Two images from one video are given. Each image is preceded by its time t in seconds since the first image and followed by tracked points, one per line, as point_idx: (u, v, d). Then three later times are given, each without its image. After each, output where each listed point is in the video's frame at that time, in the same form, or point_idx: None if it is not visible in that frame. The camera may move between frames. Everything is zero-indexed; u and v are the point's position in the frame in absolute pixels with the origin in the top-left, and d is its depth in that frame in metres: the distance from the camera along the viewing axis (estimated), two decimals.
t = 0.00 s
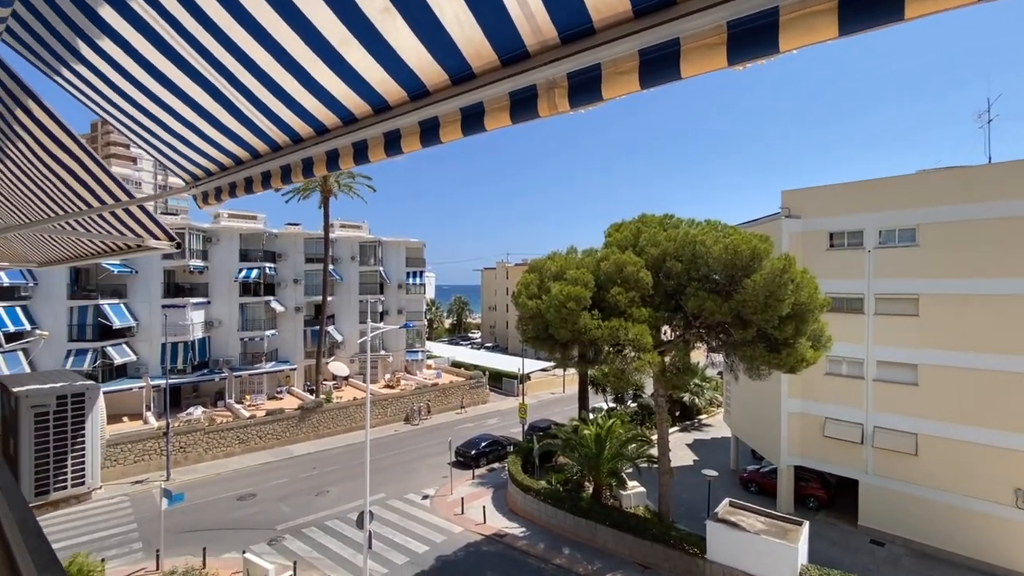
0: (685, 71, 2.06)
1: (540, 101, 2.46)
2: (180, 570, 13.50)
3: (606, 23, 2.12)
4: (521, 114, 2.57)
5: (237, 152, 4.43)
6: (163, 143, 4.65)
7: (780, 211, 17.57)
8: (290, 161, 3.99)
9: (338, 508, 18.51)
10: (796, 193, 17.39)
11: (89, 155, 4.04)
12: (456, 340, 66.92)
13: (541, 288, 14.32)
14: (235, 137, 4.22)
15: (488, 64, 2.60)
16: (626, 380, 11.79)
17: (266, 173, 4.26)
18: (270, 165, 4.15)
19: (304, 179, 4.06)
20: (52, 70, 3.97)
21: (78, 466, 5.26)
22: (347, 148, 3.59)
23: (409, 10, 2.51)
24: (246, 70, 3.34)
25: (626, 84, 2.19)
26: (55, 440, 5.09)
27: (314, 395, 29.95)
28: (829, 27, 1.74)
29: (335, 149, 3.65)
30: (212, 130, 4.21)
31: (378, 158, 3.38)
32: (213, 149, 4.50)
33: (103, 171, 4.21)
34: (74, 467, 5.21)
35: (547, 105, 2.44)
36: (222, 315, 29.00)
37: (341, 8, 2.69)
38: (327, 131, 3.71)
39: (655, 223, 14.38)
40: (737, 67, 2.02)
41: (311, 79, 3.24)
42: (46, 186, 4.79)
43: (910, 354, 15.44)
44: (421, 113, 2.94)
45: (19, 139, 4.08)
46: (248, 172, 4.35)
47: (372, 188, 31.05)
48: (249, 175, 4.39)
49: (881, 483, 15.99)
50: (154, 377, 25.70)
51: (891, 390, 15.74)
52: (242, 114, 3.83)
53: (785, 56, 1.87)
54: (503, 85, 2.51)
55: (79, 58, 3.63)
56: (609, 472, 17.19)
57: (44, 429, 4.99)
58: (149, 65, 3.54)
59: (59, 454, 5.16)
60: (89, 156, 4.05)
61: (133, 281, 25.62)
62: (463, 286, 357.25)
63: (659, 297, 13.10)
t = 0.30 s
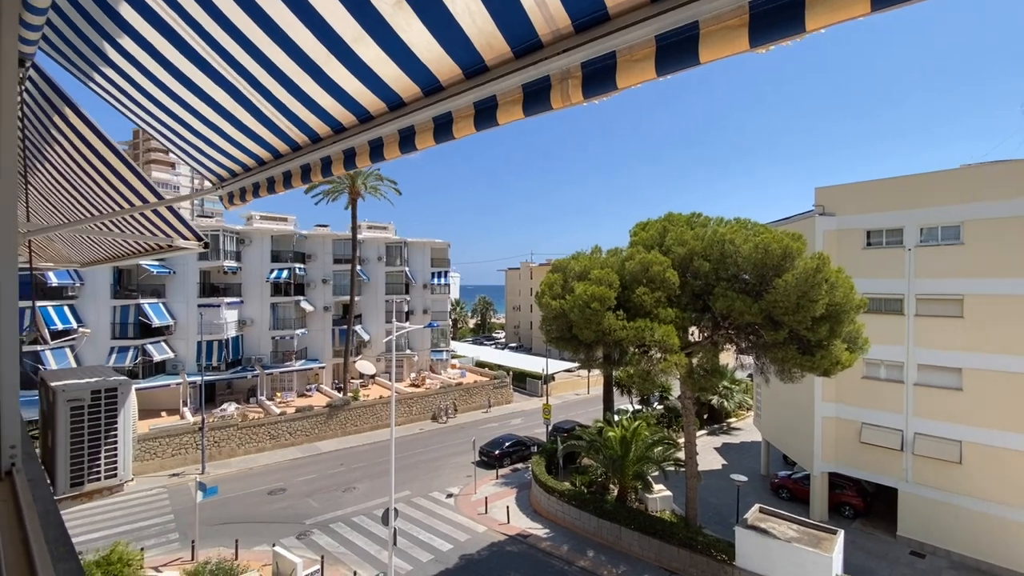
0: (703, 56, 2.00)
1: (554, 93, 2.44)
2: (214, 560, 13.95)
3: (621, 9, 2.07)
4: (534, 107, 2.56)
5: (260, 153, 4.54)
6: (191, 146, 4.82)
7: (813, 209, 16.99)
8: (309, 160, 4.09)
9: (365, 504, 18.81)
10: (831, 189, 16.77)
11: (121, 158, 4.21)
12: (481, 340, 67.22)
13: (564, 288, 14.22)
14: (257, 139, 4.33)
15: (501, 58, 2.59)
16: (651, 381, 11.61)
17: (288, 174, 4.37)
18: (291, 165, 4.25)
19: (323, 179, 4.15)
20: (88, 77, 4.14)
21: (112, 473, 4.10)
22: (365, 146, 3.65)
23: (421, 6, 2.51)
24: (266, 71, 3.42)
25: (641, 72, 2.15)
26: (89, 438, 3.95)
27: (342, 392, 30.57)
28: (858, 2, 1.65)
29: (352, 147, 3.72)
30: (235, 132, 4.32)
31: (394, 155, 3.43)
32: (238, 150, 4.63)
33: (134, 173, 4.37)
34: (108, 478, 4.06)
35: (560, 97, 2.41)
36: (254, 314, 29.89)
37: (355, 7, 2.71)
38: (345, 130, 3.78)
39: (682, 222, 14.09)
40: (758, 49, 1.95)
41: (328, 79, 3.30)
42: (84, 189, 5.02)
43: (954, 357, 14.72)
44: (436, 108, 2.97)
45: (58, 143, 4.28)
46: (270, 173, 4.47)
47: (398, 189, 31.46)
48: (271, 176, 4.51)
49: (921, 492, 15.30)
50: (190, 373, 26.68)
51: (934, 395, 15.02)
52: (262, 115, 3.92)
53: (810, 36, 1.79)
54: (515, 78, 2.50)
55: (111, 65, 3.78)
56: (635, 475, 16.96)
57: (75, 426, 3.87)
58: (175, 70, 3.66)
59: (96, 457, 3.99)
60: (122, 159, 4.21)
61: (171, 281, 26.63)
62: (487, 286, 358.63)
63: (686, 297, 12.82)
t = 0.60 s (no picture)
0: (713, 40, 1.95)
1: (560, 83, 2.40)
2: (237, 554, 14.27)
3: None
4: (540, 99, 2.54)
5: (273, 152, 4.61)
6: (208, 147, 4.92)
7: (839, 207, 16.54)
8: (320, 158, 4.13)
9: (383, 501, 19.00)
10: (858, 186, 16.28)
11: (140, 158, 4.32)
12: (499, 340, 67.32)
13: (582, 288, 14.11)
14: (270, 138, 4.39)
15: (506, 49, 2.56)
16: (671, 383, 11.46)
17: (300, 172, 4.43)
18: (303, 163, 4.31)
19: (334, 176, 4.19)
20: (110, 78, 4.26)
21: (133, 466, 4.13)
22: (373, 143, 3.67)
23: None
24: (276, 70, 3.46)
25: (649, 59, 2.10)
26: (111, 432, 4.04)
27: (361, 391, 30.96)
28: None
29: (361, 144, 3.75)
30: (249, 132, 4.39)
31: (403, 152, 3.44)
32: (252, 150, 4.70)
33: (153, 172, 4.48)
34: (129, 472, 4.10)
35: (566, 88, 2.38)
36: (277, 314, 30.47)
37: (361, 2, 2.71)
38: (354, 127, 3.81)
39: (703, 221, 13.86)
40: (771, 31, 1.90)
41: (337, 77, 3.32)
42: (109, 189, 5.18)
43: (989, 360, 14.16)
44: (442, 103, 2.96)
45: (82, 143, 4.41)
46: (284, 172, 4.53)
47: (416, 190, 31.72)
48: (285, 174, 4.58)
49: (952, 499, 14.79)
50: (215, 371, 27.35)
51: (967, 399, 14.48)
52: (274, 114, 3.97)
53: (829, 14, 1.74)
54: (521, 69, 2.48)
55: (130, 67, 3.88)
56: (654, 478, 16.76)
57: (98, 419, 3.98)
58: (189, 71, 3.73)
59: (117, 451, 4.06)
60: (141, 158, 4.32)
61: (197, 281, 27.31)
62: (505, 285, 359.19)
63: (707, 297, 12.59)
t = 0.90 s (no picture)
0: (722, 27, 1.90)
1: (565, 75, 2.36)
2: (255, 549, 14.50)
3: None
4: (545, 92, 2.51)
5: (283, 150, 4.66)
6: (222, 146, 5.00)
7: (861, 205, 16.17)
8: (330, 157, 4.17)
9: (398, 499, 19.12)
10: (881, 184, 15.89)
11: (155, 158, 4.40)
12: (513, 340, 67.32)
13: (596, 288, 14.00)
14: (281, 137, 4.45)
15: (512, 42, 2.55)
16: (687, 384, 11.32)
17: (310, 170, 4.48)
18: (313, 162, 4.36)
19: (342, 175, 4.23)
20: (127, 79, 4.37)
21: (150, 462, 4.20)
22: (381, 139, 3.69)
23: None
24: (285, 68, 3.49)
25: (656, 48, 2.05)
26: (128, 428, 4.12)
27: (377, 389, 31.23)
28: None
29: (369, 142, 3.78)
30: (260, 131, 4.45)
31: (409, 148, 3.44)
32: (264, 150, 4.76)
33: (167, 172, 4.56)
34: (146, 467, 4.18)
35: (571, 80, 2.34)
36: (295, 313, 30.91)
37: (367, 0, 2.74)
38: (362, 125, 3.84)
39: (720, 220, 13.65)
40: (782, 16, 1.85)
41: (343, 73, 3.35)
42: (128, 190, 5.32)
43: (1018, 363, 13.71)
44: (449, 98, 2.97)
45: (100, 144, 4.53)
46: (295, 170, 4.59)
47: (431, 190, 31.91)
48: (296, 173, 4.63)
49: (979, 506, 14.33)
50: (235, 369, 27.87)
51: (995, 402, 14.03)
52: (284, 113, 4.02)
53: None
54: (527, 61, 2.46)
55: (146, 68, 3.97)
56: (670, 480, 16.59)
57: (116, 415, 4.07)
58: (201, 70, 3.79)
59: (134, 447, 4.13)
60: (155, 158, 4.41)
61: (218, 280, 27.87)
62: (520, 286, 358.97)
63: (724, 298, 12.38)
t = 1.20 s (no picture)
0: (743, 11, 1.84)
1: (578, 65, 2.31)
2: (270, 545, 14.69)
3: None
4: (557, 83, 2.46)
5: (295, 149, 4.70)
6: (234, 145, 5.06)
7: (881, 203, 15.83)
8: (340, 154, 4.19)
9: (410, 498, 19.22)
10: (901, 181, 15.53)
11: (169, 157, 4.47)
12: (525, 340, 67.26)
13: (609, 287, 13.89)
14: (292, 135, 4.49)
15: (524, 33, 2.51)
16: (701, 385, 11.20)
17: (321, 169, 4.51)
18: (324, 160, 4.39)
19: (352, 174, 4.24)
20: (141, 80, 4.44)
21: (164, 459, 4.22)
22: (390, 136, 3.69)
23: None
24: (295, 64, 3.51)
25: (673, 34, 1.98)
26: (143, 425, 4.15)
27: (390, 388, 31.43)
28: None
29: (379, 139, 3.78)
30: (271, 129, 4.49)
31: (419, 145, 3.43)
32: (276, 149, 4.81)
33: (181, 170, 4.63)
34: (160, 465, 4.20)
35: (583, 70, 2.29)
36: (309, 313, 31.25)
37: None
38: (372, 122, 3.84)
39: (735, 219, 13.47)
40: None
41: (353, 68, 3.36)
42: (144, 189, 5.41)
43: None
44: (460, 92, 2.95)
45: (117, 143, 4.61)
46: (306, 168, 4.63)
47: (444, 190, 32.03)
48: (307, 171, 4.67)
49: (1004, 512, 13.96)
50: (250, 367, 28.27)
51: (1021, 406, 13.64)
52: (295, 110, 4.06)
53: None
54: (538, 52, 2.41)
55: (160, 67, 4.03)
56: (683, 482, 16.42)
57: (131, 412, 4.11)
58: (213, 69, 3.83)
59: (149, 444, 4.16)
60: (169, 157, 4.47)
61: (234, 280, 28.29)
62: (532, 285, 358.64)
63: (740, 298, 12.19)
